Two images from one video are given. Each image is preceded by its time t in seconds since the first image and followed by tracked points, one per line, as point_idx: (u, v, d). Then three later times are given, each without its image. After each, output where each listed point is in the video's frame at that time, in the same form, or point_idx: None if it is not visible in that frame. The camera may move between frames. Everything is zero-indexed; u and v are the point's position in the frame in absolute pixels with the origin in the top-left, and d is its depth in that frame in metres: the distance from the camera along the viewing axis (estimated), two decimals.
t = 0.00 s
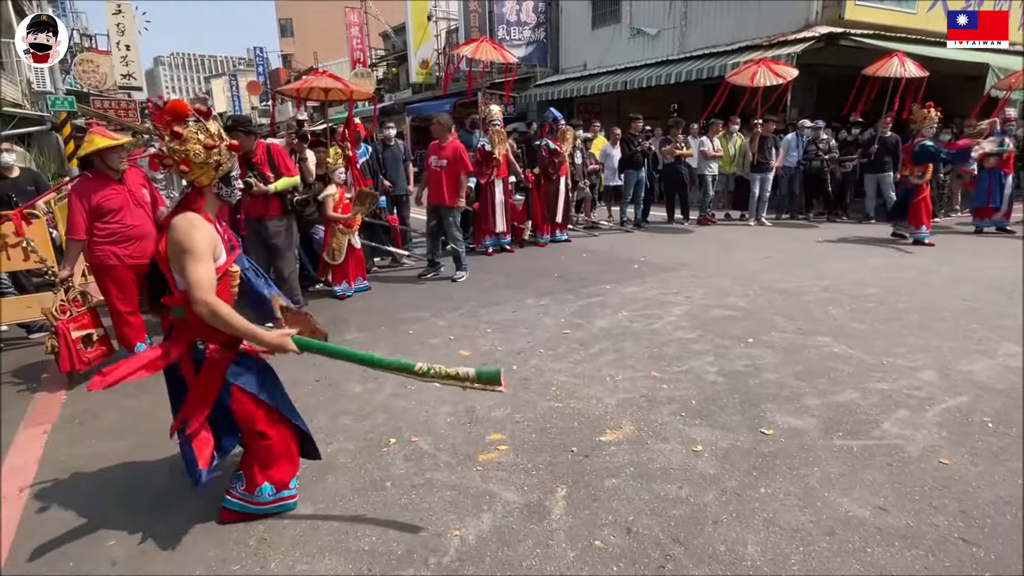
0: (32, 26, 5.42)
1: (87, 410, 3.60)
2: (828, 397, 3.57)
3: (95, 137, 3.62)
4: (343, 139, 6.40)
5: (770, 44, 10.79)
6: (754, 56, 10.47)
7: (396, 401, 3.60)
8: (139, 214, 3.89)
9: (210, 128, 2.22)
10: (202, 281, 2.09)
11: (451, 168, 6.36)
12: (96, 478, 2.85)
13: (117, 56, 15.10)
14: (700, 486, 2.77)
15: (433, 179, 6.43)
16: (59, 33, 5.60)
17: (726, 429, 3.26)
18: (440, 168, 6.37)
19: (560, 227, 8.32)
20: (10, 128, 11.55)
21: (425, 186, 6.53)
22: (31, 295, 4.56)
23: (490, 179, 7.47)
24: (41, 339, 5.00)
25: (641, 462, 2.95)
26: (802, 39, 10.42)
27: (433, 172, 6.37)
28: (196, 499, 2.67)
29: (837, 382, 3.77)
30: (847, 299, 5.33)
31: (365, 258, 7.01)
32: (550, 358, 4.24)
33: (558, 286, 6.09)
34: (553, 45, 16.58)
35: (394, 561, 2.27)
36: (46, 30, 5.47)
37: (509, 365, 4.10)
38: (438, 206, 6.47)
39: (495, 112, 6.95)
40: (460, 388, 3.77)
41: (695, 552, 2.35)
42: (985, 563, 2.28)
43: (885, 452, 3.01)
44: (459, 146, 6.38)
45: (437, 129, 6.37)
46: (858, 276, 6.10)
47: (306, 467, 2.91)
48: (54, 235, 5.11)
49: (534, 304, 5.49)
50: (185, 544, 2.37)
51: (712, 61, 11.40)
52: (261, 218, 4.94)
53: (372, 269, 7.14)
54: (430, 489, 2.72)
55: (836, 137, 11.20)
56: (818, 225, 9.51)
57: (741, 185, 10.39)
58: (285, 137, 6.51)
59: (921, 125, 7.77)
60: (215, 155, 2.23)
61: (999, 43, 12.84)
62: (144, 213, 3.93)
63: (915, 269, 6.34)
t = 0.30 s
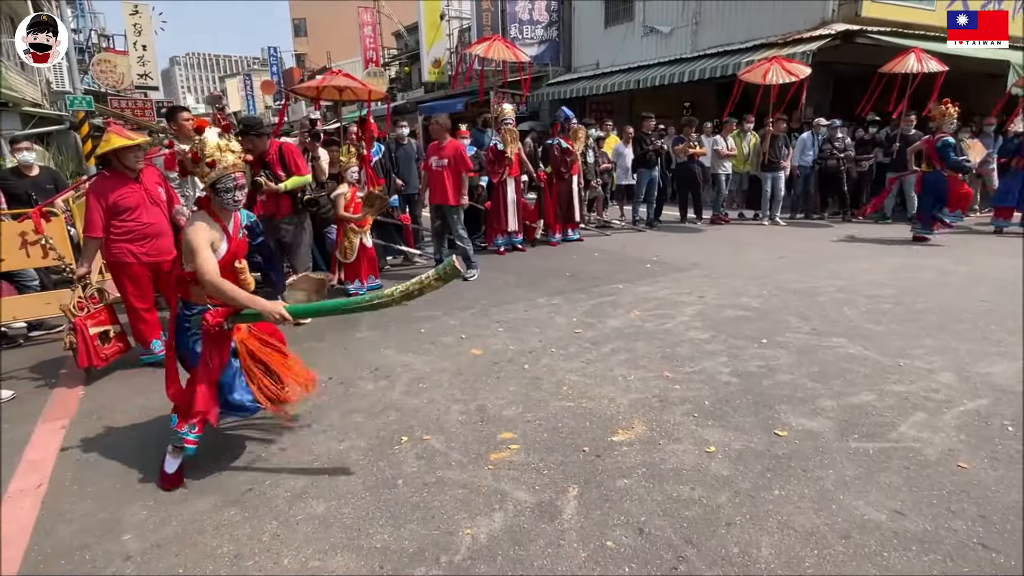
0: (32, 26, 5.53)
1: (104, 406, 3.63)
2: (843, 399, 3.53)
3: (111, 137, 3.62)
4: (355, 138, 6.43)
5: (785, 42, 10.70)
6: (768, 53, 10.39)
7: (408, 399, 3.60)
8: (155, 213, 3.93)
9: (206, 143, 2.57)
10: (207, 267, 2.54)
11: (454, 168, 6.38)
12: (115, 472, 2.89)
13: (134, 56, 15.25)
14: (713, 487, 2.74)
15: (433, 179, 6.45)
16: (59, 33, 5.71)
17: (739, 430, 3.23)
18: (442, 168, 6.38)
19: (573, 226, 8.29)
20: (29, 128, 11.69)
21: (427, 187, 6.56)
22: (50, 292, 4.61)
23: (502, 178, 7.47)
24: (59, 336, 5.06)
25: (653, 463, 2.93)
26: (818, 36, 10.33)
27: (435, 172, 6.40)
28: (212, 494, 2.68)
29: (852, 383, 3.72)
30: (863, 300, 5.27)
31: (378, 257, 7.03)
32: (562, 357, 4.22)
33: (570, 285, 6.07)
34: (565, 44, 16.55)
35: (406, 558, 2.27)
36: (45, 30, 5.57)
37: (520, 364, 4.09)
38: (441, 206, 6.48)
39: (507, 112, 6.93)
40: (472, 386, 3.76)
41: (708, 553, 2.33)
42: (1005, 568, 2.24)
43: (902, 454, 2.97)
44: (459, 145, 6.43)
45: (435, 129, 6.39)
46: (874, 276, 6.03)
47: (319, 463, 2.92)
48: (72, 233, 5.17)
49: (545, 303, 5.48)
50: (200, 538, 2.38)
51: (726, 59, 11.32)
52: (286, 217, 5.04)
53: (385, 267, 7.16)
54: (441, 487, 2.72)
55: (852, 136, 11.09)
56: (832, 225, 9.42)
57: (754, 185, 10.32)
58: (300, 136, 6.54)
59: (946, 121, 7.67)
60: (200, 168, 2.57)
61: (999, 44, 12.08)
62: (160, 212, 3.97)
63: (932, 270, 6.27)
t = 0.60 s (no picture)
0: (32, 27, 5.69)
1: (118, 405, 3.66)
2: (855, 400, 3.50)
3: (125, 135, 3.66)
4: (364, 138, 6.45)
5: (797, 40, 10.62)
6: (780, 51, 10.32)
7: (417, 397, 3.61)
8: (168, 211, 3.96)
9: (172, 155, 2.89)
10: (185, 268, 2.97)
11: (457, 167, 6.39)
12: (128, 467, 2.92)
13: (147, 56, 15.36)
14: (724, 487, 2.73)
15: (438, 179, 6.44)
16: (59, 33, 5.88)
17: (750, 431, 3.21)
18: (445, 166, 6.37)
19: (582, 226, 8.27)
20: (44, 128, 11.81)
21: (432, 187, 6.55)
22: (64, 289, 4.65)
23: (512, 178, 7.47)
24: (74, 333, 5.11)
25: (663, 463, 2.91)
26: (830, 34, 10.24)
27: (439, 171, 6.38)
28: (223, 490, 2.70)
29: (865, 384, 3.69)
30: (876, 301, 5.22)
31: (388, 255, 7.05)
32: (571, 356, 4.21)
33: (579, 284, 6.06)
34: (575, 42, 16.52)
35: (415, 556, 2.28)
36: (45, 30, 5.75)
37: (529, 363, 4.09)
38: (448, 205, 6.49)
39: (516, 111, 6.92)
40: (482, 385, 3.77)
41: (718, 554, 2.32)
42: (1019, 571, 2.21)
43: (915, 456, 2.95)
44: (459, 143, 6.41)
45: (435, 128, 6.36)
46: (887, 276, 5.97)
47: (330, 460, 2.94)
48: (86, 231, 5.22)
49: (554, 302, 5.48)
50: (212, 534, 2.39)
51: (737, 57, 11.26)
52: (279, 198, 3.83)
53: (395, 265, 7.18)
54: (451, 486, 2.72)
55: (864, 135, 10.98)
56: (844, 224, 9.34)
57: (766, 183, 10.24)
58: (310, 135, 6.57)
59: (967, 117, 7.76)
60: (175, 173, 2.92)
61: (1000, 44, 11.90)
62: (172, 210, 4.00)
63: (946, 270, 6.19)
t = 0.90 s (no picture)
0: (31, 26, 5.58)
1: (129, 402, 3.70)
2: (865, 400, 3.48)
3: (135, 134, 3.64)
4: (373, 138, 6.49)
5: (808, 38, 10.57)
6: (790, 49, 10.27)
7: (426, 395, 3.62)
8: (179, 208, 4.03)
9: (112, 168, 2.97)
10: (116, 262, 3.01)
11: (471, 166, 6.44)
12: (140, 463, 2.94)
13: (158, 55, 15.45)
14: (733, 487, 2.72)
15: (448, 177, 6.47)
16: (58, 32, 5.76)
17: (760, 430, 3.19)
18: (458, 166, 6.41)
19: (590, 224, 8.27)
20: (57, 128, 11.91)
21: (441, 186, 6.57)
22: (77, 287, 4.70)
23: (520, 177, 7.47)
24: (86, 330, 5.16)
25: (672, 462, 2.91)
26: (841, 31, 10.19)
27: (451, 170, 6.41)
28: (234, 486, 2.72)
29: (875, 384, 3.66)
30: (887, 300, 5.17)
31: (397, 254, 7.07)
32: (580, 355, 4.21)
33: (587, 283, 6.05)
34: (583, 40, 16.50)
35: (425, 553, 2.28)
36: (45, 30, 5.62)
37: (538, 362, 4.09)
38: (457, 204, 6.51)
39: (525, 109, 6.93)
40: (490, 384, 3.77)
41: (728, 553, 2.31)
42: None
43: (927, 457, 2.92)
44: (474, 144, 6.49)
45: (448, 127, 6.39)
46: (898, 276, 5.93)
47: (339, 458, 2.95)
48: (98, 229, 5.26)
49: (562, 300, 5.47)
50: (223, 530, 2.41)
51: (747, 55, 11.21)
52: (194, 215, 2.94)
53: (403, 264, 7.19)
54: (460, 483, 2.72)
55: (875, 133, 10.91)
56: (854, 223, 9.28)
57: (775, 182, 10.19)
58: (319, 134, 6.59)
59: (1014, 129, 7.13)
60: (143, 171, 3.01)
61: (999, 44, 11.10)
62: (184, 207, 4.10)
63: (958, 270, 6.13)
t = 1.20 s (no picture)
0: (30, 26, 5.34)
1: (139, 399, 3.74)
2: (874, 400, 3.47)
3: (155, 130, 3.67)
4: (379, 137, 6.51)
5: (816, 36, 10.52)
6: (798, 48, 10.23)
7: (433, 394, 3.63)
8: (195, 205, 4.09)
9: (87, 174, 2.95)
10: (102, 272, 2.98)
11: (484, 165, 6.51)
12: (150, 459, 2.97)
13: (166, 56, 15.54)
14: (739, 486, 2.72)
15: (459, 176, 6.49)
16: (60, 32, 5.48)
17: (767, 430, 3.19)
18: (473, 165, 6.46)
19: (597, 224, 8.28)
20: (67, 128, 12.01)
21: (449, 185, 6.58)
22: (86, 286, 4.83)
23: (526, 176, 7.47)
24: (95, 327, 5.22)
25: (679, 461, 2.91)
26: (849, 30, 10.14)
27: (465, 168, 6.45)
28: (243, 483, 2.73)
29: (884, 384, 3.65)
30: (895, 300, 5.15)
31: (404, 253, 7.08)
32: (587, 354, 4.21)
33: (593, 282, 6.05)
34: (590, 39, 16.48)
35: (432, 550, 2.29)
36: (46, 30, 5.35)
37: (545, 361, 4.09)
38: (466, 203, 6.54)
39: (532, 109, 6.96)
40: (497, 382, 3.78)
41: (734, 552, 2.31)
42: None
43: (935, 457, 2.91)
44: (488, 144, 6.48)
45: (463, 126, 6.42)
46: (907, 275, 5.89)
47: (347, 455, 2.96)
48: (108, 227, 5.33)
49: (569, 300, 5.48)
50: (233, 526, 2.43)
51: (754, 54, 11.17)
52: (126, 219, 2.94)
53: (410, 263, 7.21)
54: (467, 481, 2.73)
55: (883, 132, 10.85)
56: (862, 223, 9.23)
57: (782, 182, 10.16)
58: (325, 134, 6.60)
59: None
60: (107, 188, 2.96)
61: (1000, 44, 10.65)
62: (200, 205, 4.14)
63: (967, 269, 6.10)
